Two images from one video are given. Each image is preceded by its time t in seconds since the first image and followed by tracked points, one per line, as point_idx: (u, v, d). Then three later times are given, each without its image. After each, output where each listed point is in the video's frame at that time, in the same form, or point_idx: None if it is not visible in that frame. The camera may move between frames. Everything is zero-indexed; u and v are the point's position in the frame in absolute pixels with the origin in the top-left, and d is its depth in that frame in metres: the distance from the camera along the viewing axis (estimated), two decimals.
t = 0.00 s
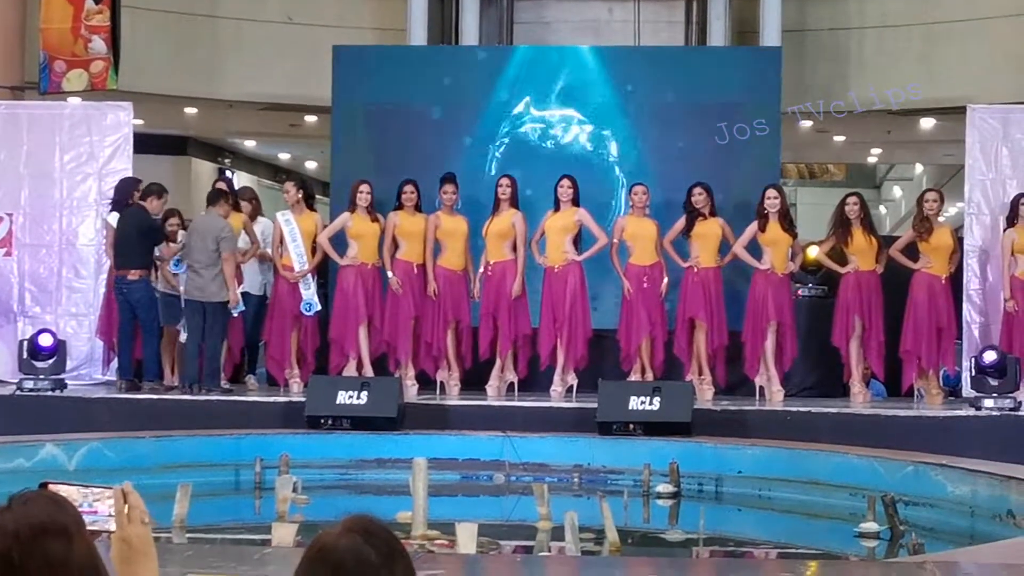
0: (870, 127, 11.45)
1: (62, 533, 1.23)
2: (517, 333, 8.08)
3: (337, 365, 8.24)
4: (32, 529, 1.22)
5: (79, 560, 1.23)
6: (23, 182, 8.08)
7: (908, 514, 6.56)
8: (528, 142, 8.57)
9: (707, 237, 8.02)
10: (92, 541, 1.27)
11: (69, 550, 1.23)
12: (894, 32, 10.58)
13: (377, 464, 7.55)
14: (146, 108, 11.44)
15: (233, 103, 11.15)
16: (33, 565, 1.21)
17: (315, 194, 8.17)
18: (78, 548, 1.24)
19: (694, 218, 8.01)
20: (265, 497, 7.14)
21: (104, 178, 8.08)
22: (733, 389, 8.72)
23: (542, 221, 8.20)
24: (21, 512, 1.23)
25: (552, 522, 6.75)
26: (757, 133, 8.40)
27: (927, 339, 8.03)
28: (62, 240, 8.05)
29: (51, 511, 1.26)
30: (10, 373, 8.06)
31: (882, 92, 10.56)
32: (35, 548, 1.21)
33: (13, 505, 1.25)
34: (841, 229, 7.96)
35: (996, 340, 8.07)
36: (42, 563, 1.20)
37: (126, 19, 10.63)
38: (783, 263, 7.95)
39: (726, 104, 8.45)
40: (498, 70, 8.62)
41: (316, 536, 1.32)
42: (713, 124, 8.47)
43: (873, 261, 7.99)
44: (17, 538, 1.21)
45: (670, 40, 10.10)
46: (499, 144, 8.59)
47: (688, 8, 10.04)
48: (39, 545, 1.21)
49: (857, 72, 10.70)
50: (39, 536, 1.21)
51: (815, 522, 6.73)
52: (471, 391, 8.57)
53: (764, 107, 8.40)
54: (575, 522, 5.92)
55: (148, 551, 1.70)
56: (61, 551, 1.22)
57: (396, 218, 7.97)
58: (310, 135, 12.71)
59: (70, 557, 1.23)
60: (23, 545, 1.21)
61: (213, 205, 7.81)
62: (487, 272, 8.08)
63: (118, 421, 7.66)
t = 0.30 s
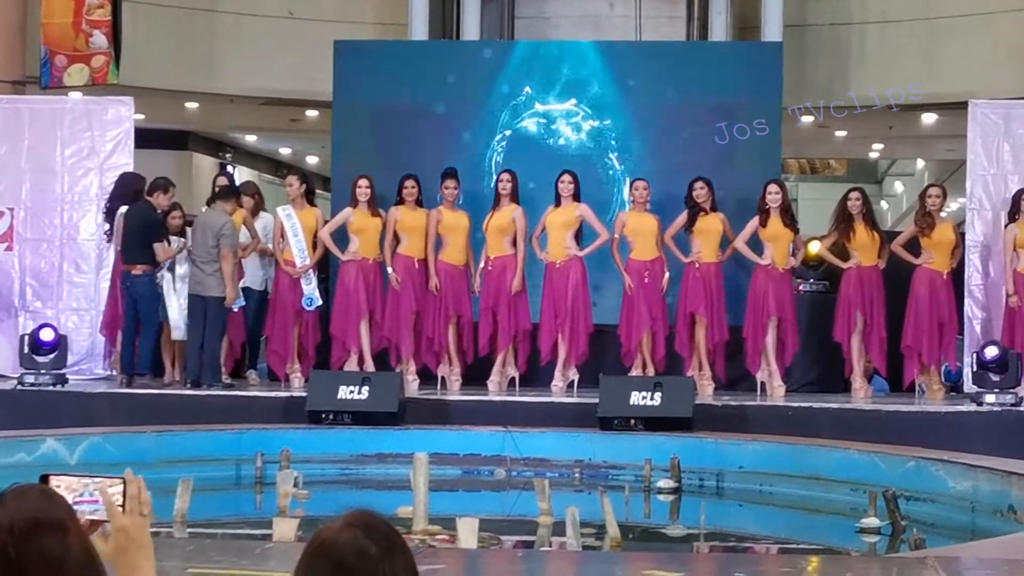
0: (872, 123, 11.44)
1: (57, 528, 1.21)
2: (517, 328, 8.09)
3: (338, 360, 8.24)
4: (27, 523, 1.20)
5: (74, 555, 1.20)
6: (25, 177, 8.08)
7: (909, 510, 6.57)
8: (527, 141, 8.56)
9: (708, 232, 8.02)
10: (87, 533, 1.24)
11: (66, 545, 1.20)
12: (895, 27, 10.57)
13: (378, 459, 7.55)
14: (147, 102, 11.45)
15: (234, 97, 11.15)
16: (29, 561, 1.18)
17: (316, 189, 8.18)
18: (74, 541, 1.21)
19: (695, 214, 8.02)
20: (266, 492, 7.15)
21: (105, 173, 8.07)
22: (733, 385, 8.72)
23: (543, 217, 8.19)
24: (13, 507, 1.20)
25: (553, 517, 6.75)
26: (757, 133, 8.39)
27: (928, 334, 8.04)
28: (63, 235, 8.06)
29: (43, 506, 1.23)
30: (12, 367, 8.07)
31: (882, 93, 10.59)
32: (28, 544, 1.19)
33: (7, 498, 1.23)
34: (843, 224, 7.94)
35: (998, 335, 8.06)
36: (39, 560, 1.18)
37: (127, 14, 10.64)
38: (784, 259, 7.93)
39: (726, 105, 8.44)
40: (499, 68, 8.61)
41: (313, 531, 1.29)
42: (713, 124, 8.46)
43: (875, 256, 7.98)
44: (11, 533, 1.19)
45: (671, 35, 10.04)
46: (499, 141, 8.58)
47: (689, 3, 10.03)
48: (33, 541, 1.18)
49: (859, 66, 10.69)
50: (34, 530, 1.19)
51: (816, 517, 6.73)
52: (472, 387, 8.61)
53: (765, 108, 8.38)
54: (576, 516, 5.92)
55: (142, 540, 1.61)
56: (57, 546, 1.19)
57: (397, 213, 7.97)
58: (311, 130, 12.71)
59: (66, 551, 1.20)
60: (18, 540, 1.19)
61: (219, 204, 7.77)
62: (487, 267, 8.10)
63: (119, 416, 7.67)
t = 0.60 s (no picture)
0: (875, 119, 11.44)
1: (60, 522, 1.19)
2: (519, 324, 8.11)
3: (341, 355, 8.25)
4: (29, 517, 1.18)
5: (77, 548, 1.19)
6: (28, 172, 8.07)
7: (911, 506, 6.57)
8: (528, 139, 8.57)
9: (711, 228, 8.03)
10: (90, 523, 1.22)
11: (67, 538, 1.19)
12: (899, 24, 10.57)
13: (380, 454, 7.56)
14: (150, 98, 11.47)
15: (237, 93, 11.16)
16: (29, 555, 1.17)
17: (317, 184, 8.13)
18: (76, 533, 1.19)
19: (698, 210, 8.03)
20: (269, 487, 7.16)
21: (109, 168, 8.08)
22: (736, 380, 8.74)
23: (546, 213, 8.19)
24: (16, 500, 1.19)
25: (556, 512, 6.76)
26: (757, 133, 8.40)
27: (930, 331, 8.03)
28: (67, 229, 8.06)
29: (47, 498, 1.21)
30: (15, 362, 8.07)
31: (882, 92, 10.62)
32: (30, 536, 1.17)
33: (7, 493, 1.21)
34: (846, 221, 7.92)
35: (1001, 332, 8.07)
36: (39, 555, 1.17)
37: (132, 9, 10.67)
38: (786, 255, 7.94)
39: (727, 105, 8.44)
40: (503, 65, 8.62)
41: (324, 524, 1.28)
42: (713, 124, 8.47)
43: (878, 253, 7.99)
44: (11, 528, 1.18)
45: (675, 30, 10.10)
46: (501, 139, 8.59)
47: None
48: (35, 534, 1.17)
49: (862, 62, 10.69)
50: (36, 524, 1.18)
51: (818, 513, 6.73)
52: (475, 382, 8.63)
53: (765, 108, 8.38)
54: (579, 512, 5.92)
55: (128, 522, 1.67)
56: (58, 541, 1.18)
57: (400, 208, 7.97)
58: (313, 125, 12.71)
59: (67, 544, 1.18)
60: (18, 534, 1.18)
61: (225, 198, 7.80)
62: (489, 262, 8.12)
63: (122, 410, 7.67)
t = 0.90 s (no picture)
0: (878, 116, 11.43)
1: (60, 518, 1.22)
2: (521, 320, 8.10)
3: (344, 351, 8.25)
4: (28, 514, 1.21)
5: (76, 544, 1.22)
6: (31, 168, 8.07)
7: (914, 503, 6.57)
8: (528, 138, 8.56)
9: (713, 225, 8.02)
10: (90, 519, 1.25)
11: (67, 534, 1.21)
12: (902, 20, 10.56)
13: (383, 451, 7.56)
14: (152, 95, 11.47)
15: (240, 90, 11.16)
16: (29, 551, 1.20)
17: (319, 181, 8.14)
18: (76, 530, 1.22)
19: (702, 207, 8.02)
20: (271, 483, 7.16)
21: (112, 164, 8.08)
22: (739, 377, 8.75)
23: (549, 209, 8.19)
24: (17, 497, 1.21)
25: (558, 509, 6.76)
26: (757, 133, 8.39)
27: (933, 328, 8.02)
28: (70, 226, 8.06)
29: (48, 494, 1.24)
30: (17, 358, 8.07)
31: (883, 92, 10.61)
32: (30, 534, 1.20)
33: (9, 488, 1.24)
34: (849, 218, 7.91)
35: (1003, 329, 8.06)
36: (39, 551, 1.19)
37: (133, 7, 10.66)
38: (790, 252, 7.94)
39: (728, 105, 8.44)
40: (506, 62, 8.61)
41: (323, 520, 1.31)
42: (713, 124, 8.47)
43: (880, 250, 7.97)
44: (12, 525, 1.20)
45: (679, 27, 10.04)
46: (502, 137, 8.58)
47: None
48: (35, 531, 1.20)
49: (865, 57, 10.69)
50: (35, 521, 1.20)
51: (820, 510, 6.73)
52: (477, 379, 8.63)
53: (766, 108, 8.38)
54: (581, 509, 5.92)
55: (131, 516, 1.68)
56: (57, 537, 1.20)
57: (403, 205, 7.96)
58: (316, 122, 12.71)
59: (67, 540, 1.21)
60: (18, 531, 1.20)
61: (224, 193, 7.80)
62: (492, 259, 8.12)
63: (125, 407, 7.67)
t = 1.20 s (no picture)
0: (880, 114, 11.43)
1: (62, 516, 1.17)
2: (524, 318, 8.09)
3: (348, 348, 8.26)
4: (30, 513, 1.16)
5: (81, 543, 1.16)
6: (35, 166, 8.08)
7: (916, 501, 6.58)
8: (529, 138, 8.57)
9: (716, 223, 8.03)
10: (94, 516, 1.20)
11: (70, 533, 1.17)
12: (905, 18, 10.56)
13: (386, 449, 7.57)
14: (156, 92, 11.49)
15: (243, 87, 11.17)
16: (30, 549, 1.15)
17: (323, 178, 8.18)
18: (78, 529, 1.17)
19: (704, 205, 8.03)
20: (274, 481, 7.18)
21: (115, 162, 8.09)
22: (742, 375, 8.75)
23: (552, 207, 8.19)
24: (19, 495, 1.17)
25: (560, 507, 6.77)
26: (757, 133, 8.40)
27: (936, 326, 8.02)
28: (73, 223, 8.07)
29: (51, 493, 1.20)
30: (21, 356, 8.09)
31: (882, 92, 10.60)
32: (32, 531, 1.15)
33: (12, 487, 1.19)
34: (851, 216, 7.91)
35: (1006, 327, 8.06)
36: (40, 548, 1.15)
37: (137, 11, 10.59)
38: (792, 250, 7.95)
39: (727, 105, 8.45)
40: (508, 61, 8.61)
41: (321, 519, 1.26)
42: (713, 124, 8.47)
43: (883, 248, 7.97)
44: (14, 522, 1.15)
45: (682, 24, 10.02)
46: (504, 136, 8.59)
47: None
48: (36, 528, 1.15)
49: (869, 54, 10.68)
50: (37, 519, 1.16)
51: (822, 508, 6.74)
52: (480, 376, 8.65)
53: (766, 108, 8.39)
54: (584, 507, 5.93)
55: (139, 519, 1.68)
56: (60, 535, 1.15)
57: (406, 202, 7.98)
58: (320, 119, 12.71)
59: (70, 538, 1.16)
60: (21, 529, 1.16)
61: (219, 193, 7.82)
62: (495, 257, 8.13)
63: (128, 404, 7.68)
